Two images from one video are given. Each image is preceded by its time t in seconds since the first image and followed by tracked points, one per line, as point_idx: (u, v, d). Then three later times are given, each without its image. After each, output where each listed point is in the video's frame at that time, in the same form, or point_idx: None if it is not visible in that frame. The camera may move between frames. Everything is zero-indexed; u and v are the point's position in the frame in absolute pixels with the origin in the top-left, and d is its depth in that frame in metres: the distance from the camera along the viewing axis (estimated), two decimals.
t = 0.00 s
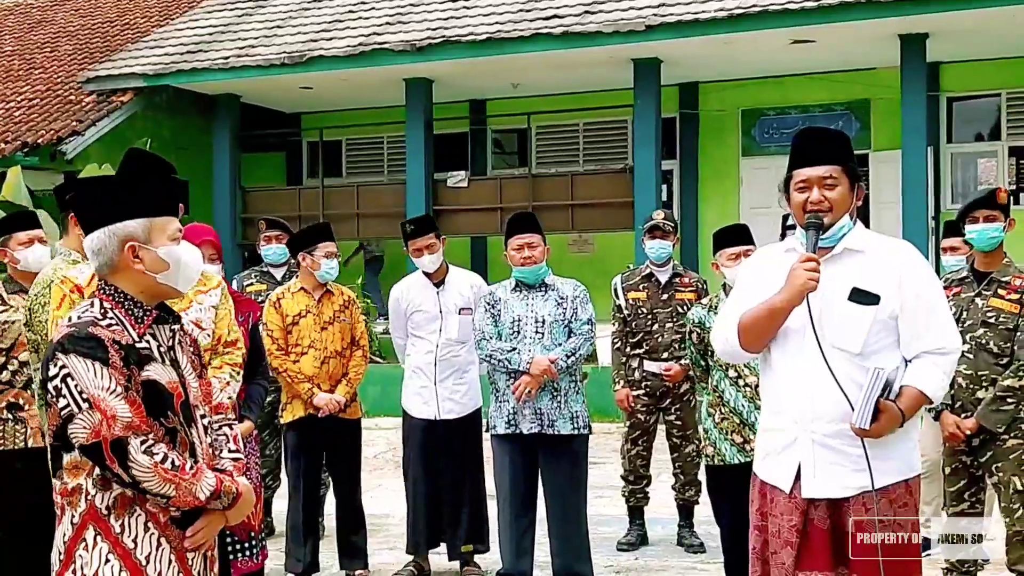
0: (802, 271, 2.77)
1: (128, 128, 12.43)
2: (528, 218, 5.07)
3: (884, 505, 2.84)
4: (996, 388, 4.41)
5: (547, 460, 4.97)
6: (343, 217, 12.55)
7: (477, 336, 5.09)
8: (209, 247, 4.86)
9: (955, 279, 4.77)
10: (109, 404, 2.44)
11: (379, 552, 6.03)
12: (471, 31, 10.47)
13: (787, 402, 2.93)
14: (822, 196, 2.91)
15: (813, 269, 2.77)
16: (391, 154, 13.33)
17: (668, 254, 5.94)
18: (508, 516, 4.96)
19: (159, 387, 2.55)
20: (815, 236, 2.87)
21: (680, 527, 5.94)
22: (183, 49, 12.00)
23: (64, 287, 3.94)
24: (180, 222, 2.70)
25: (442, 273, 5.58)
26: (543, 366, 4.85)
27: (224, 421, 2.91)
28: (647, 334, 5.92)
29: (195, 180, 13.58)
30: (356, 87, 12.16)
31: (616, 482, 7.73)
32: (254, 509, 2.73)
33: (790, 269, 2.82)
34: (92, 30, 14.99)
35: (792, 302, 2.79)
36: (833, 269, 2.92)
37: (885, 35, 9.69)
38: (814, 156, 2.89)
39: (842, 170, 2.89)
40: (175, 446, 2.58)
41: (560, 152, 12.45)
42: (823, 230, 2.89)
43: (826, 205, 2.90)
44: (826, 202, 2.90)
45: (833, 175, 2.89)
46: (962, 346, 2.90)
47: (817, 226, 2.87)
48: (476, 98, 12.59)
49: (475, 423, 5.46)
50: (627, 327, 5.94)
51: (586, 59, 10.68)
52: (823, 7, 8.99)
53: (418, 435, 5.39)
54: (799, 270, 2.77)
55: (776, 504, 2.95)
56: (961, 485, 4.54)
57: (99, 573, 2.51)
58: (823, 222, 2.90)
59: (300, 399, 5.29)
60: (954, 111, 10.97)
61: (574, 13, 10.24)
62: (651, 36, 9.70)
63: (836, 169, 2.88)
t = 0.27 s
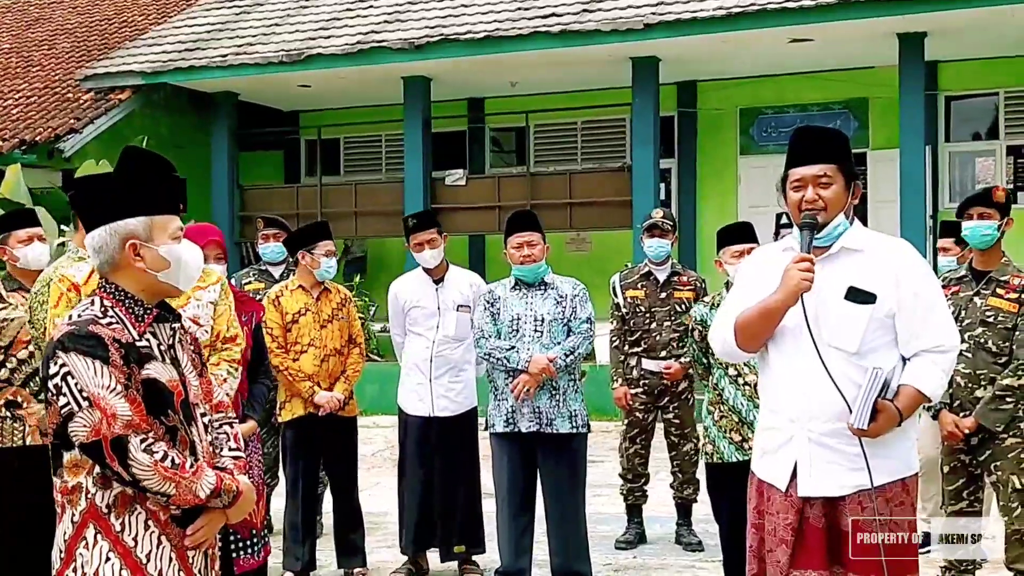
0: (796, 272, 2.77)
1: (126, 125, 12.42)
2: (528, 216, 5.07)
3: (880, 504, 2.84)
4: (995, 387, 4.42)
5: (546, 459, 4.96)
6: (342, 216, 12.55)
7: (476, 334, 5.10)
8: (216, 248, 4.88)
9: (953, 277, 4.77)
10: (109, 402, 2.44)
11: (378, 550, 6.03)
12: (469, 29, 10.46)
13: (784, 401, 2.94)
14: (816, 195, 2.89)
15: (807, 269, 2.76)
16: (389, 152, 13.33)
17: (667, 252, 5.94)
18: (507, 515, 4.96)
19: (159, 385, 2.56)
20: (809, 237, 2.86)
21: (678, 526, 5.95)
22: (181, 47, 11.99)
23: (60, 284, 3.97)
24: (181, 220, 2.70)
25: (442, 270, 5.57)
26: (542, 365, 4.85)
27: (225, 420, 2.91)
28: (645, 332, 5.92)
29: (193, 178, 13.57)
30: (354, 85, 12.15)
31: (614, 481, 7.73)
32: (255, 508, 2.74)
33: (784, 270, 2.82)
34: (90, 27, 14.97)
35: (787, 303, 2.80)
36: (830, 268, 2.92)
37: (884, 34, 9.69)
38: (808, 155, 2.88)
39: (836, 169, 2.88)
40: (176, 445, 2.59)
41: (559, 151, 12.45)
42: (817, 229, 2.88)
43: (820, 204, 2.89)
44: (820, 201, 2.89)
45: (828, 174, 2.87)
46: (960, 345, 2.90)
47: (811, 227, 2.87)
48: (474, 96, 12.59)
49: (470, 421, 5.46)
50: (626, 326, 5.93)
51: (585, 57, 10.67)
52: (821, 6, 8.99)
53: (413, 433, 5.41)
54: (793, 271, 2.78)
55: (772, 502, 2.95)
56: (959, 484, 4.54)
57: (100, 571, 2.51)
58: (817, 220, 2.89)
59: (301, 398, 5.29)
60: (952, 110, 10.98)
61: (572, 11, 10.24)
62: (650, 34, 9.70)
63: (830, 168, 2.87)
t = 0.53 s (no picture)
0: (786, 273, 2.79)
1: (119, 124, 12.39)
2: (524, 217, 5.07)
3: (872, 505, 2.83)
4: (988, 388, 4.44)
5: (540, 459, 4.97)
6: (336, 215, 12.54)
7: (471, 334, 5.10)
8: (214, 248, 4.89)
9: (947, 278, 4.79)
10: (103, 402, 2.43)
11: (372, 550, 6.02)
12: (464, 29, 10.46)
13: (776, 401, 2.94)
14: (808, 196, 2.90)
15: (796, 271, 2.79)
16: (384, 151, 13.32)
17: (660, 253, 5.92)
18: (502, 515, 4.97)
19: (153, 385, 2.55)
20: (800, 238, 2.87)
21: (673, 526, 5.95)
22: (175, 46, 11.96)
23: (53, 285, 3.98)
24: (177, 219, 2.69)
25: (436, 270, 5.55)
26: (536, 365, 4.86)
27: (220, 420, 2.90)
28: (640, 332, 5.92)
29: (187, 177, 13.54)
30: (348, 84, 12.14)
31: (609, 481, 7.73)
32: (250, 508, 2.73)
33: (775, 272, 2.84)
34: (83, 26, 14.93)
35: (778, 304, 2.81)
36: (823, 269, 2.93)
37: (878, 34, 9.71)
38: (800, 156, 2.88)
39: (828, 170, 2.88)
40: (170, 445, 2.58)
41: (553, 150, 12.45)
42: (809, 231, 2.89)
43: (812, 205, 2.89)
44: (812, 202, 2.90)
45: (820, 175, 2.87)
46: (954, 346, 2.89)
47: (802, 229, 2.88)
48: (468, 96, 12.59)
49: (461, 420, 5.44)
50: (620, 326, 5.96)
51: (579, 57, 10.68)
52: (815, 6, 9.00)
53: (404, 432, 5.43)
54: (783, 273, 2.79)
55: (765, 503, 2.95)
56: (953, 484, 4.57)
57: (95, 572, 2.51)
58: (809, 223, 2.89)
59: (296, 398, 5.28)
60: (945, 110, 11.01)
61: (567, 11, 10.24)
62: (644, 34, 9.70)
63: (822, 168, 2.87)
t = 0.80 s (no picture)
0: (780, 274, 2.78)
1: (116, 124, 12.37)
2: (522, 217, 5.07)
3: (869, 504, 2.83)
4: (985, 388, 4.44)
5: (538, 459, 4.97)
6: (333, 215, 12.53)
7: (469, 334, 5.10)
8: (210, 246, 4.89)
9: (946, 277, 4.82)
10: (101, 403, 2.42)
11: (370, 550, 6.02)
12: (461, 29, 10.46)
13: (774, 402, 2.95)
14: (804, 197, 2.90)
15: (791, 272, 2.77)
16: (381, 151, 13.32)
17: (657, 253, 5.91)
18: (500, 514, 4.97)
19: (151, 386, 2.55)
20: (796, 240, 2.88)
21: (670, 525, 5.95)
22: (172, 46, 11.95)
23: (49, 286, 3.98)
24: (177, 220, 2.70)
25: (432, 271, 5.55)
26: (534, 365, 4.86)
27: (218, 420, 2.90)
28: (637, 332, 5.92)
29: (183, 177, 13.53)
30: (345, 84, 12.14)
31: (606, 481, 7.73)
32: (249, 508, 2.73)
33: (771, 273, 2.83)
34: (79, 26, 14.91)
35: (774, 305, 2.81)
36: (820, 269, 2.93)
37: (874, 34, 9.71)
38: (797, 157, 2.89)
39: (825, 171, 2.88)
40: (168, 445, 2.58)
41: (550, 150, 12.45)
42: (805, 231, 2.88)
43: (808, 206, 2.90)
44: (809, 204, 2.90)
45: (816, 176, 2.88)
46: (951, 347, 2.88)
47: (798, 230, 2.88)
48: (465, 95, 12.59)
49: (456, 420, 5.44)
50: (618, 326, 5.96)
51: (577, 57, 10.68)
52: (811, 6, 9.01)
53: (398, 431, 5.43)
54: (777, 274, 2.78)
55: (762, 502, 2.96)
56: (950, 483, 4.57)
57: (94, 572, 2.51)
58: (805, 224, 2.90)
59: (292, 398, 5.28)
60: (942, 110, 11.02)
61: (564, 11, 10.24)
62: (641, 34, 9.70)
63: (818, 170, 2.88)
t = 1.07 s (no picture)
0: (776, 279, 2.78)
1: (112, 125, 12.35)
2: (519, 218, 5.07)
3: (868, 505, 2.83)
4: (982, 389, 4.45)
5: (536, 460, 4.96)
6: (330, 215, 12.52)
7: (467, 335, 5.10)
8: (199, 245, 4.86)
9: (943, 279, 4.78)
10: (99, 404, 2.42)
11: (367, 551, 6.02)
12: (458, 30, 10.45)
13: (771, 404, 2.95)
14: (799, 201, 2.90)
15: (787, 277, 2.77)
16: (377, 152, 13.31)
17: (654, 253, 5.92)
18: (497, 515, 4.96)
19: (148, 387, 2.54)
20: (791, 243, 2.88)
21: (667, 526, 5.95)
22: (168, 46, 11.93)
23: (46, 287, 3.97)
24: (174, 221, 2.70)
25: (428, 272, 5.56)
26: (532, 366, 4.85)
27: (215, 421, 2.89)
28: (634, 333, 5.92)
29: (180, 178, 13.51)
30: (342, 85, 12.13)
31: (603, 482, 7.73)
32: (246, 509, 2.72)
33: (767, 277, 2.83)
34: (75, 26, 14.89)
35: (769, 309, 2.81)
36: (816, 272, 2.93)
37: (871, 36, 9.72)
38: (792, 160, 2.88)
39: (819, 174, 2.87)
40: (166, 446, 2.57)
41: (547, 151, 12.46)
42: (800, 236, 2.90)
43: (804, 210, 2.90)
44: (804, 207, 2.90)
45: (810, 179, 2.87)
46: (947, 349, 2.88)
47: (793, 234, 2.89)
48: (462, 96, 12.59)
49: (453, 422, 5.44)
50: (615, 326, 5.95)
51: (573, 58, 10.68)
52: (808, 7, 9.01)
53: (394, 433, 5.42)
54: (773, 279, 2.78)
55: (760, 504, 2.96)
56: (947, 484, 4.57)
57: (91, 573, 2.50)
58: (800, 227, 2.91)
59: (284, 399, 5.26)
60: (938, 111, 11.04)
61: (560, 12, 10.24)
62: (637, 35, 9.71)
63: (812, 173, 2.87)
